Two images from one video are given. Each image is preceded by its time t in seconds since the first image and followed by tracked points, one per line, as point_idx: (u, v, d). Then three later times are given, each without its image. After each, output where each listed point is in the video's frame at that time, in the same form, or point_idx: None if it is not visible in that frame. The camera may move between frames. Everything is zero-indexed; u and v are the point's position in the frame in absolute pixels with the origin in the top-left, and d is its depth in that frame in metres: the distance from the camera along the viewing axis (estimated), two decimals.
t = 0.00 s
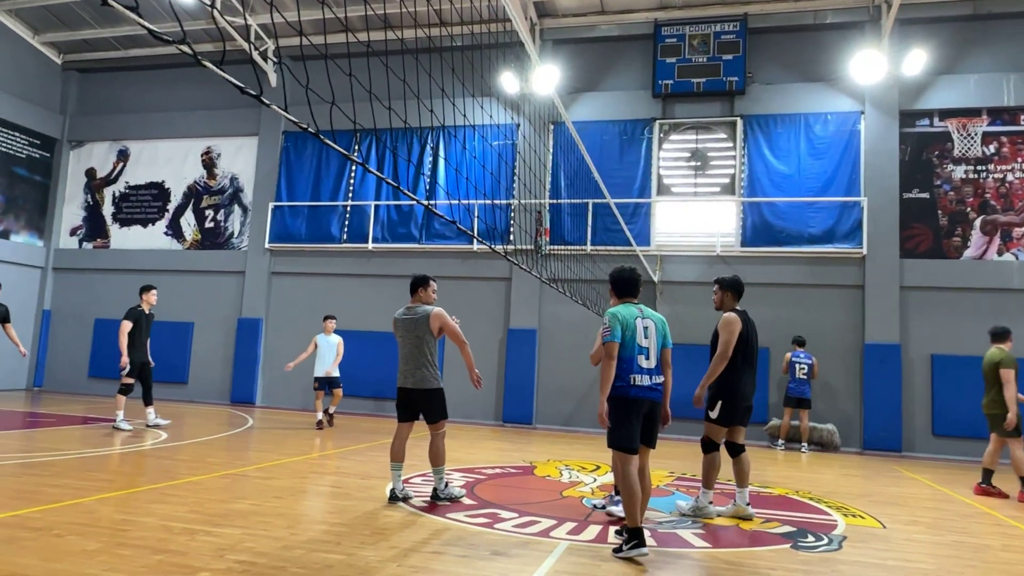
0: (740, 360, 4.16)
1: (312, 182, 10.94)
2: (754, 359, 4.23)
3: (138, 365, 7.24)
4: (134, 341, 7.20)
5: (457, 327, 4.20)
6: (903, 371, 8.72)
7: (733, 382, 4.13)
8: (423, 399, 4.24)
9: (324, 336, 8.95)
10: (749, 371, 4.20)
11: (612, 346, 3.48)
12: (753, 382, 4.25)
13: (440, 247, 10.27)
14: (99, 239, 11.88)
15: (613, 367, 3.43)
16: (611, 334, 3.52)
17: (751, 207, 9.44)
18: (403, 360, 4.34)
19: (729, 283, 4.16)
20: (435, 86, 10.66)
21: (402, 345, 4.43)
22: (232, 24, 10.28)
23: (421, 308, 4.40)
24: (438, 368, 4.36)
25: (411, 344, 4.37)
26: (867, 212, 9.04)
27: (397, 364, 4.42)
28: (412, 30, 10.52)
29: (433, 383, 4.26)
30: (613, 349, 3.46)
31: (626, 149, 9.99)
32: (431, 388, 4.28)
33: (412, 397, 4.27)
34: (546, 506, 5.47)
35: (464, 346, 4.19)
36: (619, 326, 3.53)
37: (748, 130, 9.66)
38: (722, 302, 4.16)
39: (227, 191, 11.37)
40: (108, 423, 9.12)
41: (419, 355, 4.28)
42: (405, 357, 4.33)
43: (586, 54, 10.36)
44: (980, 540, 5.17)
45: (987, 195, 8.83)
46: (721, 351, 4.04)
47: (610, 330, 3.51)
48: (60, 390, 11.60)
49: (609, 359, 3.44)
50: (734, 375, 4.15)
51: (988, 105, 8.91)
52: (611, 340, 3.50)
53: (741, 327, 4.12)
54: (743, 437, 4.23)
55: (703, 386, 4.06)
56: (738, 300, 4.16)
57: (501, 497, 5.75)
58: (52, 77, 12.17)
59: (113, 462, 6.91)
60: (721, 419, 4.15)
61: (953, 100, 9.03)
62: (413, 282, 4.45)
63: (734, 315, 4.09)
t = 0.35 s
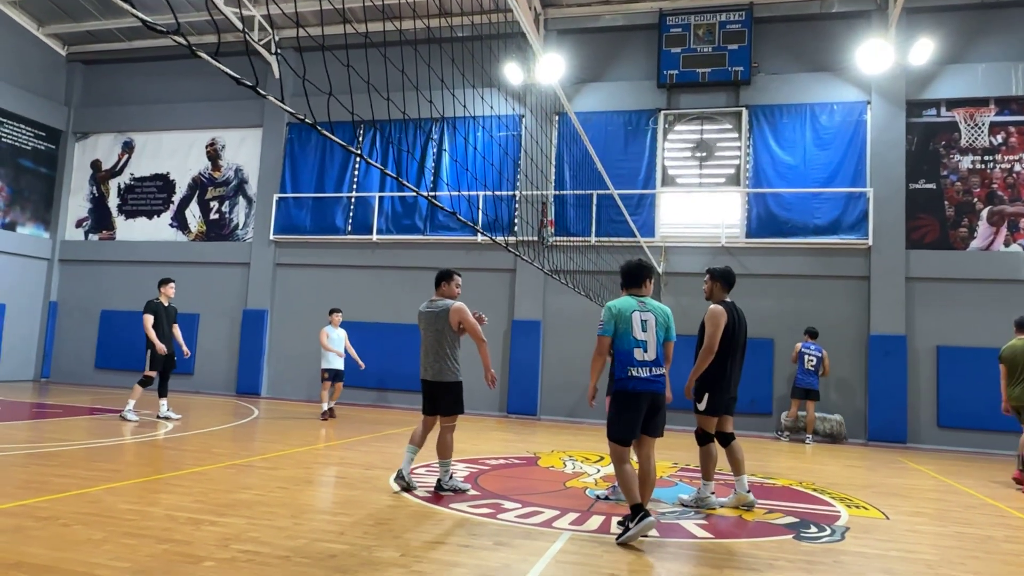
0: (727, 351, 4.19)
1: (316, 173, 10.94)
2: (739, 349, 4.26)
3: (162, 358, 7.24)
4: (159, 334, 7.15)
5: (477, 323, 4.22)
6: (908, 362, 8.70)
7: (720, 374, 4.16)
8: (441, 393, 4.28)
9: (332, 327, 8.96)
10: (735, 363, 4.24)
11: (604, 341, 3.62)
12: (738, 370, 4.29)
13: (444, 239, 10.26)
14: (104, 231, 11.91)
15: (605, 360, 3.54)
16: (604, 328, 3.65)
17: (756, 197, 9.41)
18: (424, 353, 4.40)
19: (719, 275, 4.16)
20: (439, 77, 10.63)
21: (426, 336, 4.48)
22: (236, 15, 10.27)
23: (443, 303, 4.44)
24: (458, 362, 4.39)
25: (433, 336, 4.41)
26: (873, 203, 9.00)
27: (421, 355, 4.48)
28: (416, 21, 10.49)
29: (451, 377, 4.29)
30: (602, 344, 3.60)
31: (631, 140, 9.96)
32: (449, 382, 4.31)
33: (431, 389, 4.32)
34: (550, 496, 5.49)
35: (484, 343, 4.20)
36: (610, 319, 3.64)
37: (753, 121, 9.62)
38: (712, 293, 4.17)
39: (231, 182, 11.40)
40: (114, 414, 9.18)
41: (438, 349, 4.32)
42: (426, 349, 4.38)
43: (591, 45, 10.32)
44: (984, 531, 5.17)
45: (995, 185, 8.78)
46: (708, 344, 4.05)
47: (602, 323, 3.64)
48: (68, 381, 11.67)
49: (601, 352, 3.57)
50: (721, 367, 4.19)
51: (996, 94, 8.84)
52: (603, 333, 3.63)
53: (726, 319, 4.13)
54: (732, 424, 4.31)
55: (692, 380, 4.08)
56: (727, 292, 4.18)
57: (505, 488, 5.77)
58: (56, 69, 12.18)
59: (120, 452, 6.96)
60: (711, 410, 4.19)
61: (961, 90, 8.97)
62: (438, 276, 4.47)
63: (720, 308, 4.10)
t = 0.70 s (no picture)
0: (718, 344, 4.23)
1: (315, 165, 10.92)
2: (729, 341, 4.30)
3: (167, 349, 7.20)
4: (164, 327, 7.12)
5: (488, 321, 4.26)
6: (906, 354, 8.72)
7: (712, 366, 4.19)
8: (450, 386, 4.37)
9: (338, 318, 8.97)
10: (725, 355, 4.27)
11: (599, 335, 3.73)
12: (729, 361, 4.32)
13: (443, 231, 10.25)
14: (104, 223, 11.90)
15: (595, 354, 3.64)
16: (597, 322, 3.75)
17: (755, 189, 9.40)
18: (437, 344, 4.47)
19: (711, 267, 4.22)
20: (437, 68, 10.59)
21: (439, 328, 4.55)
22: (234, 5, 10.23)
23: (459, 296, 4.50)
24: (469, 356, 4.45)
25: (446, 329, 4.47)
26: (872, 194, 8.99)
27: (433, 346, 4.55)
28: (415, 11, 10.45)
29: (461, 371, 4.36)
30: (596, 339, 3.71)
31: (630, 132, 9.94)
32: (458, 375, 4.39)
33: (442, 380, 4.41)
34: (548, 487, 5.50)
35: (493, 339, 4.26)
36: (602, 314, 3.73)
37: (753, 112, 9.59)
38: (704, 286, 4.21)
39: (230, 173, 11.38)
40: (114, 405, 9.20)
41: (450, 342, 4.38)
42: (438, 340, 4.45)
43: (591, 36, 10.29)
44: (981, 522, 5.19)
45: (995, 176, 8.77)
46: (698, 335, 4.06)
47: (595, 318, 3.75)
48: (67, 372, 11.68)
49: (595, 345, 3.69)
50: (714, 360, 4.22)
51: (996, 86, 8.82)
52: (597, 328, 3.74)
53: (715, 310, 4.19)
54: (727, 415, 4.36)
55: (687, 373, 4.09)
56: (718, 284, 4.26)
57: (503, 479, 5.79)
58: (54, 60, 12.14)
59: (120, 444, 6.98)
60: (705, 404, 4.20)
61: (961, 81, 8.95)
62: (456, 268, 4.51)
63: (708, 300, 4.15)
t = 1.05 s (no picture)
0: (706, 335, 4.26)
1: (307, 157, 10.88)
2: (721, 332, 4.31)
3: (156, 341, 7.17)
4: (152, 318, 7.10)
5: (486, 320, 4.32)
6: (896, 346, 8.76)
7: (697, 356, 4.24)
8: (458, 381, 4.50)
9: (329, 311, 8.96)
10: (715, 346, 4.28)
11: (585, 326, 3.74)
12: (722, 353, 4.32)
13: (436, 222, 10.22)
14: (95, 215, 11.84)
15: (581, 347, 3.64)
16: (583, 313, 3.76)
17: (747, 181, 9.41)
18: (447, 341, 4.60)
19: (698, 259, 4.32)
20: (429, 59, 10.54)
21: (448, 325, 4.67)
22: None
23: (466, 294, 4.59)
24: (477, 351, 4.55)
25: (455, 326, 4.58)
26: (863, 186, 9.01)
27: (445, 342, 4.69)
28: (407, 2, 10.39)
29: (468, 367, 4.47)
30: (582, 330, 3.71)
31: (623, 124, 9.93)
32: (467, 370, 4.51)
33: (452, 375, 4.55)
34: (540, 478, 5.52)
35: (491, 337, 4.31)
36: (588, 306, 3.74)
37: (746, 104, 9.59)
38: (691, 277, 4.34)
39: (222, 165, 11.32)
40: (105, 397, 9.17)
41: (458, 338, 4.51)
42: (447, 337, 4.59)
43: (584, 27, 10.27)
44: (969, 512, 5.22)
45: (985, 169, 8.80)
46: (674, 324, 4.20)
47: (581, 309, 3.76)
48: (59, 364, 11.64)
49: (580, 337, 3.70)
50: (700, 350, 4.25)
51: (988, 79, 8.84)
52: (583, 318, 3.75)
53: (699, 300, 4.26)
54: (719, 407, 4.33)
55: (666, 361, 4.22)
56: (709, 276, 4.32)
57: (494, 470, 5.81)
58: (43, 49, 12.04)
59: (111, 435, 6.96)
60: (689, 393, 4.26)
61: (953, 73, 8.96)
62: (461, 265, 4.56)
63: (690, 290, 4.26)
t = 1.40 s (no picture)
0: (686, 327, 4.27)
1: (284, 147, 10.77)
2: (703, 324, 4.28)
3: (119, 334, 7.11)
4: (117, 310, 6.99)
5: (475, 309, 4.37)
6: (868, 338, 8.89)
7: (673, 346, 4.28)
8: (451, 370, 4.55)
9: (306, 303, 8.89)
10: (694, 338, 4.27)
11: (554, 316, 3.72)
12: (704, 346, 4.28)
13: (414, 214, 10.17)
14: (66, 204, 11.63)
15: (552, 338, 3.62)
16: (553, 304, 3.73)
17: (724, 174, 9.46)
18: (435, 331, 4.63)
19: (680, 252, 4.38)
20: (407, 49, 10.46)
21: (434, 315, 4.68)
22: None
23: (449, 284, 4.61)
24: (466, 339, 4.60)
25: (441, 316, 4.60)
26: (838, 180, 9.11)
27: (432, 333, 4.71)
28: None
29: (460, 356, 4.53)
30: (552, 321, 3.68)
31: (602, 116, 9.93)
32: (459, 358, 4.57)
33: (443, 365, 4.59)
34: (514, 469, 5.54)
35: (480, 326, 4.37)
36: (558, 296, 3.71)
37: (723, 98, 9.64)
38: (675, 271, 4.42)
39: (196, 154, 11.18)
40: (77, 389, 9.03)
41: (447, 327, 4.55)
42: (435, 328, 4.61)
43: (563, 19, 10.24)
44: (934, 501, 5.32)
45: (957, 164, 8.92)
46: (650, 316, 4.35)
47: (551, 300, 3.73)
48: (30, 356, 11.45)
49: (550, 328, 3.67)
50: (678, 341, 4.28)
51: (960, 75, 8.96)
52: (552, 309, 3.72)
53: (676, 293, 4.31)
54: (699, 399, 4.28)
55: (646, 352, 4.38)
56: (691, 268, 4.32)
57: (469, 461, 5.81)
58: (13, 35, 11.78)
59: (82, 428, 6.87)
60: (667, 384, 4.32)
61: (926, 69, 9.08)
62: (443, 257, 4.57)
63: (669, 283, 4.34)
